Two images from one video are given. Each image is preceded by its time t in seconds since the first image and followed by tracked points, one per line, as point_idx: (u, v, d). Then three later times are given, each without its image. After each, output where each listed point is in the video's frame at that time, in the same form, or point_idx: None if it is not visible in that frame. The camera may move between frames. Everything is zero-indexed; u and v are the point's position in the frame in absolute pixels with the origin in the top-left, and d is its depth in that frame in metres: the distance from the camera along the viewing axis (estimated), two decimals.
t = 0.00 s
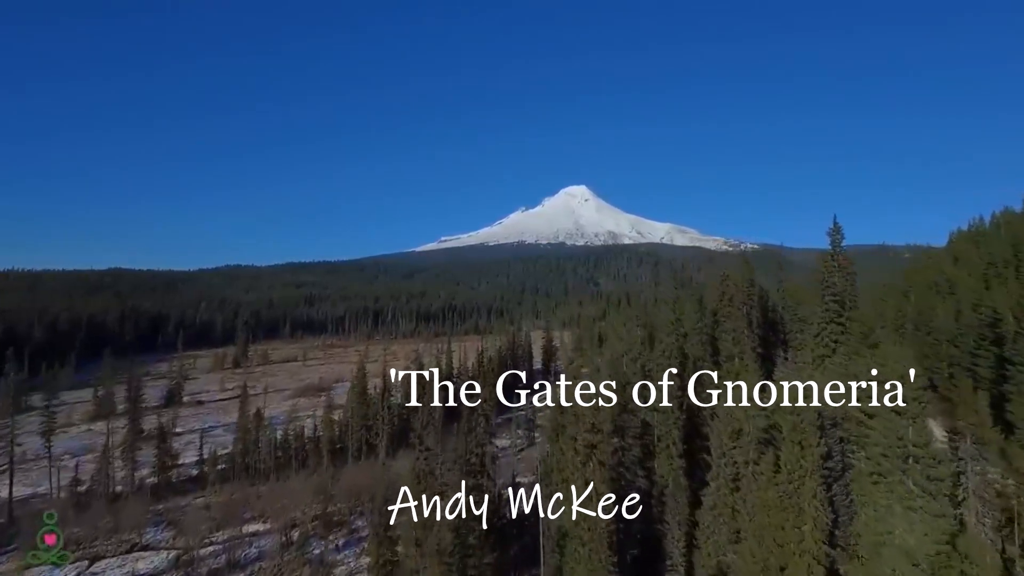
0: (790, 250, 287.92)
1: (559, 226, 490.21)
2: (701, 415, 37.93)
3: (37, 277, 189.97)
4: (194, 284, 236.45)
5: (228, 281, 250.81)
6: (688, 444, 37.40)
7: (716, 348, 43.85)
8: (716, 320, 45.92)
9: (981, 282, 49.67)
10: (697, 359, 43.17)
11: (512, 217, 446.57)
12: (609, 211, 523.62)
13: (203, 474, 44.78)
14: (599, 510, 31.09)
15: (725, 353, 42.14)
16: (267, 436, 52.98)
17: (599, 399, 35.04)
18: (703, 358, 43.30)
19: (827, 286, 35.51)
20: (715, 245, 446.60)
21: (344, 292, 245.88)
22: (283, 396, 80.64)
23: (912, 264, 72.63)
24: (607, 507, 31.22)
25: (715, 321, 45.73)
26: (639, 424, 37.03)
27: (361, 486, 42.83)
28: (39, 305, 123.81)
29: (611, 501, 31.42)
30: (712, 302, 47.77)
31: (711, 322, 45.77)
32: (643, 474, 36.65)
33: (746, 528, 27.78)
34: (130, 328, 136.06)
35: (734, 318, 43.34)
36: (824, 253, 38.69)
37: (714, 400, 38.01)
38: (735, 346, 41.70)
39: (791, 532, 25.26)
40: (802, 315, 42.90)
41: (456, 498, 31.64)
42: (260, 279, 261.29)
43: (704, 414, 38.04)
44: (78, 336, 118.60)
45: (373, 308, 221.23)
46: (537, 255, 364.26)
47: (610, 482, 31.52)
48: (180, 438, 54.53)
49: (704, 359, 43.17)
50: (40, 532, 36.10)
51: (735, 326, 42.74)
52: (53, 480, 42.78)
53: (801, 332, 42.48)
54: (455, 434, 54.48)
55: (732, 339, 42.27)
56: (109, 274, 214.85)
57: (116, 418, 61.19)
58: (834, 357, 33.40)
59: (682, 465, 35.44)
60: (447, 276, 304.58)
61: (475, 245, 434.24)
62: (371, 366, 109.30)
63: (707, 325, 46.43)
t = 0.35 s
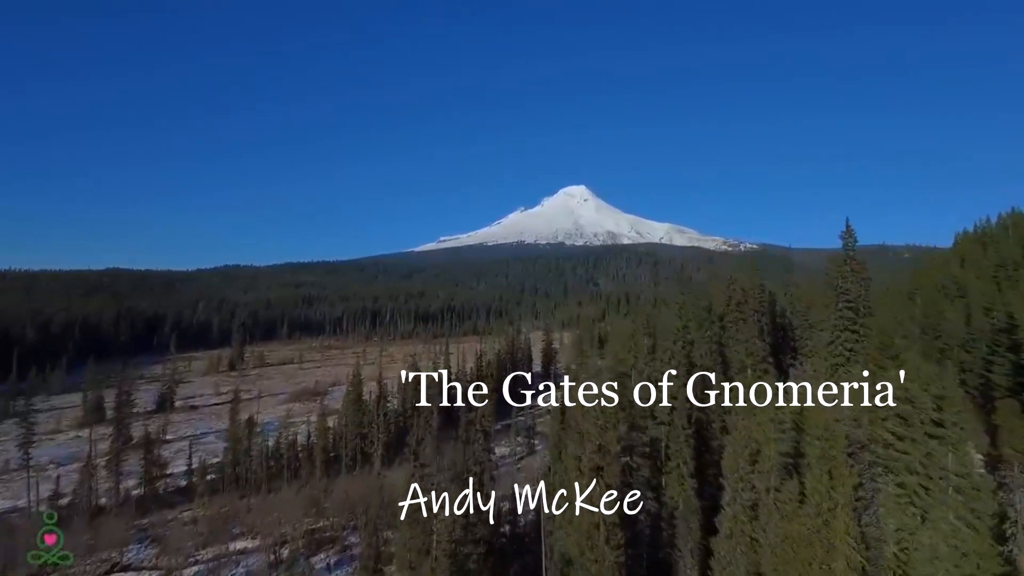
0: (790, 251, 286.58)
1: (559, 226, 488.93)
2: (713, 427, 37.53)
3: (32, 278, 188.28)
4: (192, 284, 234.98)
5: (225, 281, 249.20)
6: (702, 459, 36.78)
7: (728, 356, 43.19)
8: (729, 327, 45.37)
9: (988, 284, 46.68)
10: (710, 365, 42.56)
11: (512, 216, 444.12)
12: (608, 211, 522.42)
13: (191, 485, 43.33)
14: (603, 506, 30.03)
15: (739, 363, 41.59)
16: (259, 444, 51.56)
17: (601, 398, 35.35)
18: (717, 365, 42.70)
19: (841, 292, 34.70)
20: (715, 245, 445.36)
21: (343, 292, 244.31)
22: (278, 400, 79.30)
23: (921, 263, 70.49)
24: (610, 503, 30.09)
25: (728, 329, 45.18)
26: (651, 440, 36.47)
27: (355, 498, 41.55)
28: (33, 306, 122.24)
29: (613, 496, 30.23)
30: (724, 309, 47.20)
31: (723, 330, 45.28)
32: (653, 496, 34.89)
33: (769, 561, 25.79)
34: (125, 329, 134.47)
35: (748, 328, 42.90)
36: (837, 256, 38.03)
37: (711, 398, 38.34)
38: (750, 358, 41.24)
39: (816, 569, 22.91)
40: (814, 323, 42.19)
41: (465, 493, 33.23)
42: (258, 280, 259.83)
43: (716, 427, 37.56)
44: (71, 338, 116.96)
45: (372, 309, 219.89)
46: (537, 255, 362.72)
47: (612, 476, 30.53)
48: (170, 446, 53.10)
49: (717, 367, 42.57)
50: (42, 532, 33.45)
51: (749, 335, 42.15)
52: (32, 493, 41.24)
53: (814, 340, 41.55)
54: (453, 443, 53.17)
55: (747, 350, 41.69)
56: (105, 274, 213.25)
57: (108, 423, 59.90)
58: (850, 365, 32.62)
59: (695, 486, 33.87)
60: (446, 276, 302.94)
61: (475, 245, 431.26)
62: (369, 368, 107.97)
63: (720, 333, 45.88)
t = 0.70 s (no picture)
0: (790, 253, 285.75)
1: (558, 226, 487.67)
2: (725, 441, 36.73)
3: (27, 278, 186.34)
4: (189, 284, 233.15)
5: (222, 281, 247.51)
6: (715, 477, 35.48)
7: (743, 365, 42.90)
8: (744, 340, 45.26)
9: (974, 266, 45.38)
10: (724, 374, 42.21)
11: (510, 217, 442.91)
12: (607, 211, 520.95)
13: (179, 497, 41.83)
14: (605, 504, 30.35)
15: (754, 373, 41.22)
16: (251, 453, 50.01)
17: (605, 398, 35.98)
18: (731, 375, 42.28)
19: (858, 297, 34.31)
20: (714, 244, 444.49)
21: (340, 292, 242.69)
22: (273, 405, 77.84)
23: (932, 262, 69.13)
24: (612, 500, 30.61)
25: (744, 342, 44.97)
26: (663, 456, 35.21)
27: (348, 510, 40.32)
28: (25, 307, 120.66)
29: (615, 494, 30.70)
30: (738, 322, 47.09)
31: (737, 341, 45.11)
32: (665, 522, 33.73)
33: None
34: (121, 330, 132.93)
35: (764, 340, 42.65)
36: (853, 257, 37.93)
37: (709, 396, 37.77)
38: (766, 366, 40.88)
39: None
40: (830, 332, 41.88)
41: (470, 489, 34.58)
42: (255, 280, 258.00)
43: (727, 443, 36.62)
44: (64, 340, 115.29)
45: (370, 309, 218.43)
46: (536, 255, 361.29)
47: (615, 473, 30.93)
48: (159, 454, 51.52)
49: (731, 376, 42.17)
50: (41, 531, 35.42)
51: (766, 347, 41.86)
52: (11, 507, 39.63)
53: (836, 352, 41.03)
54: (451, 453, 51.67)
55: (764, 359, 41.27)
56: (101, 274, 211.40)
57: (97, 430, 58.34)
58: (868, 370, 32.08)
59: (709, 510, 32.57)
60: (445, 276, 301.65)
61: (473, 245, 429.84)
62: (366, 371, 106.55)
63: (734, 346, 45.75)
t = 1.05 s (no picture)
0: (789, 253, 284.39)
1: (556, 226, 485.91)
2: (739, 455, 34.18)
3: (22, 278, 184.31)
4: (186, 284, 231.22)
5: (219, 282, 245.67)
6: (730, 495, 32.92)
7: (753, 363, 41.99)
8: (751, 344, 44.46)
9: (976, 263, 43.56)
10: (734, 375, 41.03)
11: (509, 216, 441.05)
12: (606, 211, 519.49)
13: (165, 512, 40.25)
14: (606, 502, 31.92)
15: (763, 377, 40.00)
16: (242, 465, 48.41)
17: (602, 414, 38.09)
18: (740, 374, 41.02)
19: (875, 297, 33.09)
20: (712, 244, 443.05)
21: (338, 293, 241.02)
22: (267, 410, 76.21)
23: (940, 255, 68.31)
24: (612, 500, 32.07)
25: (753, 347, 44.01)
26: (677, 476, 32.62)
27: (342, 530, 38.81)
28: (17, 308, 118.89)
29: (615, 493, 32.03)
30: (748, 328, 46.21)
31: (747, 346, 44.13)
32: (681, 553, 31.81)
33: None
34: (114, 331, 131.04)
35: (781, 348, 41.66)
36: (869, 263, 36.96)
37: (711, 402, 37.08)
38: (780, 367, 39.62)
39: None
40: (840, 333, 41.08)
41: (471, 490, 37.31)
42: (252, 280, 256.06)
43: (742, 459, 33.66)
44: (56, 342, 113.53)
45: (368, 310, 216.70)
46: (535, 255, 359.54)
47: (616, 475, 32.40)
48: (147, 464, 49.80)
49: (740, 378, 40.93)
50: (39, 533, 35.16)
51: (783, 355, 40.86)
52: None
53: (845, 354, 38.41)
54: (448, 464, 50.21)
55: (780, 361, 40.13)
56: (98, 274, 209.40)
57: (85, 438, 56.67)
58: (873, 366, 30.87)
59: (727, 540, 30.26)
60: (443, 276, 299.72)
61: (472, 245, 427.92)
62: (363, 374, 104.95)
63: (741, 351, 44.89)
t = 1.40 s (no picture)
0: (789, 252, 282.96)
1: (556, 226, 484.38)
2: (757, 477, 32.72)
3: (16, 279, 182.29)
4: (184, 284, 229.49)
5: (216, 282, 243.84)
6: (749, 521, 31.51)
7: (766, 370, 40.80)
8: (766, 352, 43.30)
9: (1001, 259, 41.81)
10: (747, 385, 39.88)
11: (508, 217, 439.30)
12: (605, 211, 517.92)
13: (150, 528, 38.59)
14: (604, 502, 33.21)
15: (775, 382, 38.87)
16: (233, 476, 46.77)
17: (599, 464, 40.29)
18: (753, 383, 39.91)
19: (887, 298, 32.07)
20: (712, 243, 441.59)
21: (337, 293, 239.55)
22: (262, 416, 74.60)
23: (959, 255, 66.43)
24: (613, 500, 32.99)
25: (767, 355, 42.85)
26: (695, 508, 30.83)
27: (333, 549, 37.10)
28: (10, 310, 117.28)
29: (616, 494, 33.24)
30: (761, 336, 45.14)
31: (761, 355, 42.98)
32: None
33: None
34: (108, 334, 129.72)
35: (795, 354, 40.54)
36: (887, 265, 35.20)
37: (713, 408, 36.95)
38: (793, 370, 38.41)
39: None
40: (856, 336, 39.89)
41: (471, 491, 41.82)
42: (250, 280, 254.37)
43: (758, 481, 32.28)
44: (49, 345, 111.88)
45: (366, 311, 215.14)
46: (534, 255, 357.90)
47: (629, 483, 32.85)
48: (135, 474, 48.18)
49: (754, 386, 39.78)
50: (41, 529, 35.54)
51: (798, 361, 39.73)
52: None
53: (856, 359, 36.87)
54: (445, 477, 48.48)
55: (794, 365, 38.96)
56: (94, 275, 207.64)
57: (73, 447, 55.04)
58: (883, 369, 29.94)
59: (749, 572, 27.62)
60: (442, 276, 298.06)
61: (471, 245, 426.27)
62: (361, 378, 103.37)
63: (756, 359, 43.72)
